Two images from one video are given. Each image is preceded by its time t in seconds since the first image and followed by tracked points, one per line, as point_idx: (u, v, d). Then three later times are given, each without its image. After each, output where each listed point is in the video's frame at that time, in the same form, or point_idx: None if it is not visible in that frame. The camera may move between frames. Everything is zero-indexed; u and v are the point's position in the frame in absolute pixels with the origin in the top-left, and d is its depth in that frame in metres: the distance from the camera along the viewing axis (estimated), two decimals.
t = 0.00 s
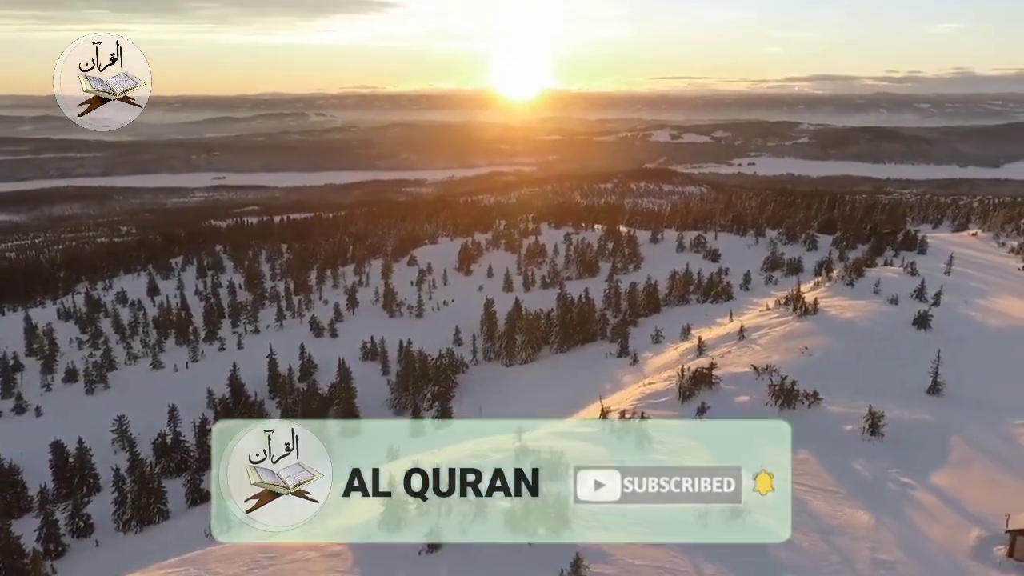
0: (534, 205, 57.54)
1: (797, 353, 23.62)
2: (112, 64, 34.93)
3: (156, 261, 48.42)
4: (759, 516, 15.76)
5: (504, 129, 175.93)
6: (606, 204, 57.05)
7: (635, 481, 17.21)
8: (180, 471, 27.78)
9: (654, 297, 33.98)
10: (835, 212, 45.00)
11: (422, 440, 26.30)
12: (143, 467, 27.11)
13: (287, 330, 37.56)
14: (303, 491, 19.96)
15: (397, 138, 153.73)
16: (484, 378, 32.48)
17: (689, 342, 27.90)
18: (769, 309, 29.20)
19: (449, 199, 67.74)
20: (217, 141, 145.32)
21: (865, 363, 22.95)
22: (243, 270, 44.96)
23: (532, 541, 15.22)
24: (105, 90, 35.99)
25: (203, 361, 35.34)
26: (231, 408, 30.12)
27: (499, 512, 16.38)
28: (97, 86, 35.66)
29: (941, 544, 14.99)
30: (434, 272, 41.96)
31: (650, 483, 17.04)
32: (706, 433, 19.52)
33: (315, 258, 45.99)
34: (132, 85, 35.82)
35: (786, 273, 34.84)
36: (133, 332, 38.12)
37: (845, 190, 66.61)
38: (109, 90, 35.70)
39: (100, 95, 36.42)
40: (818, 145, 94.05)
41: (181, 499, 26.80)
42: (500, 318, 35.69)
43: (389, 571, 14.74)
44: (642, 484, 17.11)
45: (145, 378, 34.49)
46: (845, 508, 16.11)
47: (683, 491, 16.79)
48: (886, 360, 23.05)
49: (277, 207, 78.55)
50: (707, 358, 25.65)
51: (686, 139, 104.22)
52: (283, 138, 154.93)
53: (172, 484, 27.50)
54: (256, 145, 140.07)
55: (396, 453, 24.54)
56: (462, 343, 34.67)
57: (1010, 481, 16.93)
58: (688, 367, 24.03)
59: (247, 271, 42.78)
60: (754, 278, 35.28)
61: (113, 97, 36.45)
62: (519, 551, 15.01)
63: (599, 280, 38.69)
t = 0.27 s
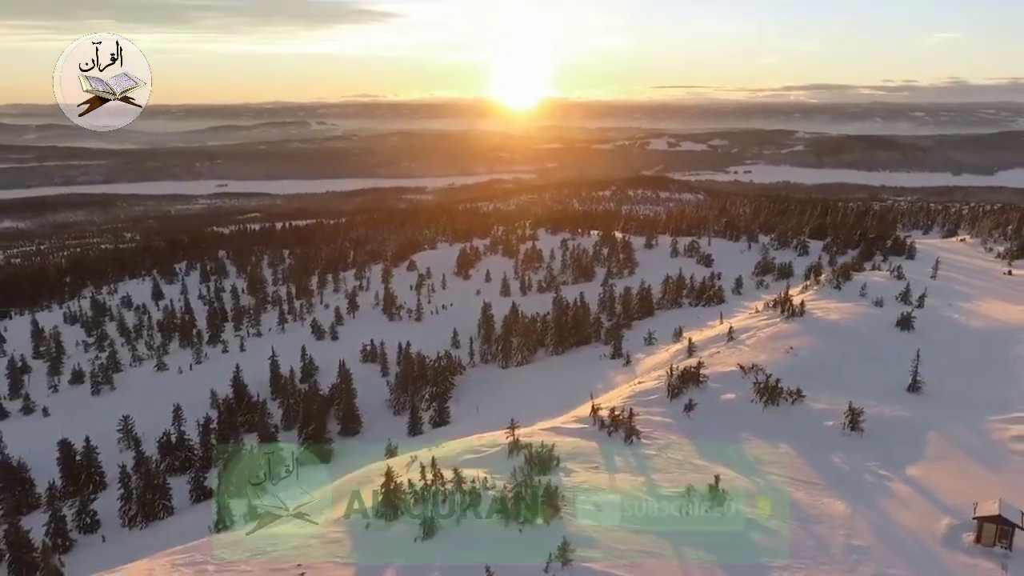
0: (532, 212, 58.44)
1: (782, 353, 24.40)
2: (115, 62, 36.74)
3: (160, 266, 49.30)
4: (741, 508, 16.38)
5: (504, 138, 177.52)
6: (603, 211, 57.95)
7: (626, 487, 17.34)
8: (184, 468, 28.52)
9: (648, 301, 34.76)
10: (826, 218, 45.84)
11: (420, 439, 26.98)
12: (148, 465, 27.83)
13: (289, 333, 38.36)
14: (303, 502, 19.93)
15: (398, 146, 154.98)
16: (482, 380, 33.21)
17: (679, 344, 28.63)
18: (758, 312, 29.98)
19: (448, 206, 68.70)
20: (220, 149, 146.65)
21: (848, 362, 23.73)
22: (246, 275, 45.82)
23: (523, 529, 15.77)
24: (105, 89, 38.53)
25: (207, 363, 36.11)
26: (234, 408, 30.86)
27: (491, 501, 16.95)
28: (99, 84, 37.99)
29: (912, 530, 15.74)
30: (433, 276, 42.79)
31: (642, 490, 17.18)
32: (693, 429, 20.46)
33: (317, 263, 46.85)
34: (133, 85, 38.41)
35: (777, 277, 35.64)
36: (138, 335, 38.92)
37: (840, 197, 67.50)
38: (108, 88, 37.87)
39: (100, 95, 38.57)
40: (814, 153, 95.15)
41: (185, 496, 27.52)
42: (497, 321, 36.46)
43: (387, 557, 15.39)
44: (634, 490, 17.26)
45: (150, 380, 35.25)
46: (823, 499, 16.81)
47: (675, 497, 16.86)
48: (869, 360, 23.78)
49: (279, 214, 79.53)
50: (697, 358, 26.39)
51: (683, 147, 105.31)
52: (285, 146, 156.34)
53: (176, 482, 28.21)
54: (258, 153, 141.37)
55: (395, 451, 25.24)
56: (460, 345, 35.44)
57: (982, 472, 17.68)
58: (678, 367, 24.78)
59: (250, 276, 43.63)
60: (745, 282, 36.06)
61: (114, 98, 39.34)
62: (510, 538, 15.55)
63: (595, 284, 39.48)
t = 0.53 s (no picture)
0: (530, 217, 59.36)
1: (769, 352, 25.20)
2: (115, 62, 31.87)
3: (164, 271, 50.22)
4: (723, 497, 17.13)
5: (504, 145, 178.92)
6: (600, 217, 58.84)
7: (614, 479, 18.07)
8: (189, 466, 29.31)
9: (642, 304, 35.57)
10: (819, 224, 46.71)
11: (419, 438, 27.70)
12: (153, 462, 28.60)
13: (291, 335, 39.20)
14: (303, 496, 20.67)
15: (399, 153, 156.42)
16: (479, 381, 33.97)
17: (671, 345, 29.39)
18: (748, 314, 30.77)
19: (448, 212, 69.64)
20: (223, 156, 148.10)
21: (833, 362, 24.49)
22: (249, 279, 46.72)
23: (514, 517, 16.48)
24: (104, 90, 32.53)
25: (211, 365, 36.94)
26: (237, 408, 31.66)
27: (484, 491, 17.64)
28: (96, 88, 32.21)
29: (887, 518, 16.43)
30: (433, 280, 43.64)
31: (629, 481, 17.92)
32: (681, 425, 21.23)
33: (318, 267, 47.73)
34: (134, 86, 32.15)
35: (768, 281, 36.47)
36: (143, 338, 39.77)
37: (834, 204, 68.39)
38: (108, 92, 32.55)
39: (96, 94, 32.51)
40: (810, 161, 96.20)
41: (190, 492, 28.31)
42: (495, 324, 37.27)
43: (384, 543, 16.10)
44: (622, 481, 18.00)
45: (155, 381, 36.06)
46: (803, 489, 17.52)
47: (661, 487, 17.59)
48: (853, 360, 24.55)
49: (281, 220, 80.52)
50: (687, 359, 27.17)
51: (681, 154, 106.41)
52: (287, 154, 157.71)
53: (180, 479, 28.99)
54: (260, 160, 142.70)
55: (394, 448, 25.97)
56: (458, 347, 36.26)
57: (957, 465, 18.36)
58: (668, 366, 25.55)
59: (253, 280, 44.52)
60: (737, 285, 36.87)
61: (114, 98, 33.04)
62: (502, 527, 16.25)
63: (591, 288, 40.30)
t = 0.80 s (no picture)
0: (529, 223, 60.27)
1: (756, 352, 25.99)
2: (114, 62, 33.04)
3: (169, 275, 51.13)
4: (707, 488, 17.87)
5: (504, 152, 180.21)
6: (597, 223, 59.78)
7: (604, 471, 18.84)
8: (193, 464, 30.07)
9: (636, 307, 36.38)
10: (811, 230, 47.56)
11: (417, 436, 28.42)
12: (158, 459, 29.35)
13: (293, 338, 40.03)
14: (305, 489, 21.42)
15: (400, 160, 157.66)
16: (477, 382, 34.73)
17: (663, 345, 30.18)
18: (738, 316, 31.57)
19: (448, 218, 70.63)
20: (226, 163, 149.39)
21: (818, 361, 25.26)
22: (252, 283, 47.61)
23: (507, 506, 17.26)
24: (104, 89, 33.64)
25: (214, 366, 37.75)
26: (240, 408, 32.43)
27: (478, 483, 18.39)
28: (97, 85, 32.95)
29: (863, 508, 17.15)
30: (432, 284, 44.50)
31: (618, 473, 18.68)
32: (669, 421, 21.99)
33: (320, 272, 48.61)
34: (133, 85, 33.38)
35: (760, 285, 37.28)
36: (148, 340, 40.61)
37: (829, 210, 69.28)
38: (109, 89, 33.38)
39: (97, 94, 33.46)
40: (806, 168, 97.18)
41: (194, 489, 29.07)
42: (492, 326, 38.08)
43: (381, 531, 16.84)
44: (611, 473, 18.75)
45: (159, 381, 36.86)
46: (783, 480, 18.26)
47: (647, 479, 18.33)
48: (838, 359, 25.30)
49: (283, 226, 81.52)
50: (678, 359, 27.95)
51: (679, 162, 107.51)
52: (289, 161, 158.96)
53: (185, 476, 29.75)
54: (262, 168, 143.94)
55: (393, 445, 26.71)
56: (456, 349, 37.07)
57: (932, 458, 19.11)
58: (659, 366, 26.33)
59: (256, 284, 45.39)
60: (729, 289, 37.70)
61: (114, 98, 34.59)
62: (495, 515, 17.01)
63: (587, 292, 41.14)
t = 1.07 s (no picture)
0: (527, 229, 61.14)
1: (744, 352, 26.79)
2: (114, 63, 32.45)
3: (173, 279, 52.03)
4: (692, 479, 18.64)
5: (505, 160, 181.29)
6: (595, 228, 60.65)
7: (593, 464, 19.60)
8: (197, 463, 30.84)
9: (630, 310, 37.19)
10: (804, 235, 48.39)
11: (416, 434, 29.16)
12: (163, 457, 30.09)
13: (294, 340, 40.88)
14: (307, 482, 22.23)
15: (401, 167, 158.94)
16: (475, 383, 35.51)
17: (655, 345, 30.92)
18: (730, 318, 32.37)
19: (449, 224, 71.57)
20: (229, 170, 150.69)
21: (804, 361, 26.06)
22: (255, 287, 48.51)
23: (500, 496, 18.00)
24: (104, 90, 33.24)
25: (218, 367, 38.60)
26: (243, 408, 33.20)
27: (473, 474, 19.16)
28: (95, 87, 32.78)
29: (842, 498, 17.84)
30: (431, 288, 45.36)
31: (607, 466, 19.43)
32: (658, 417, 22.80)
33: (321, 276, 49.51)
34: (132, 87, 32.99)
35: (752, 288, 38.11)
36: (153, 342, 41.45)
37: (824, 216, 70.13)
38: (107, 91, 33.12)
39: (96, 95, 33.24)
40: (802, 175, 98.15)
41: (199, 486, 29.82)
42: (489, 329, 38.89)
43: (379, 519, 17.59)
44: (599, 465, 19.51)
45: (164, 382, 37.69)
46: (765, 473, 19.02)
47: (635, 471, 19.08)
48: (824, 359, 26.10)
49: (284, 231, 82.53)
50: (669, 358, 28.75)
51: (677, 169, 108.56)
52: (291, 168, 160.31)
53: (189, 474, 30.49)
54: (265, 174, 145.23)
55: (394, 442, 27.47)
56: (455, 351, 37.89)
57: (909, 452, 19.85)
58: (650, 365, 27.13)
59: (259, 288, 46.29)
60: (722, 292, 38.51)
61: (114, 99, 34.16)
62: (487, 504, 17.77)
63: (583, 295, 41.98)
